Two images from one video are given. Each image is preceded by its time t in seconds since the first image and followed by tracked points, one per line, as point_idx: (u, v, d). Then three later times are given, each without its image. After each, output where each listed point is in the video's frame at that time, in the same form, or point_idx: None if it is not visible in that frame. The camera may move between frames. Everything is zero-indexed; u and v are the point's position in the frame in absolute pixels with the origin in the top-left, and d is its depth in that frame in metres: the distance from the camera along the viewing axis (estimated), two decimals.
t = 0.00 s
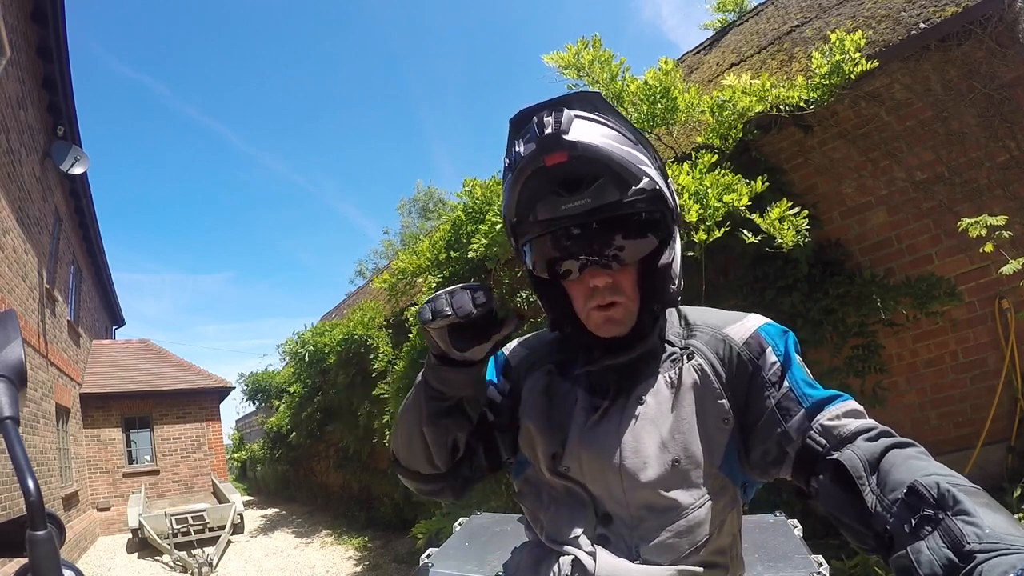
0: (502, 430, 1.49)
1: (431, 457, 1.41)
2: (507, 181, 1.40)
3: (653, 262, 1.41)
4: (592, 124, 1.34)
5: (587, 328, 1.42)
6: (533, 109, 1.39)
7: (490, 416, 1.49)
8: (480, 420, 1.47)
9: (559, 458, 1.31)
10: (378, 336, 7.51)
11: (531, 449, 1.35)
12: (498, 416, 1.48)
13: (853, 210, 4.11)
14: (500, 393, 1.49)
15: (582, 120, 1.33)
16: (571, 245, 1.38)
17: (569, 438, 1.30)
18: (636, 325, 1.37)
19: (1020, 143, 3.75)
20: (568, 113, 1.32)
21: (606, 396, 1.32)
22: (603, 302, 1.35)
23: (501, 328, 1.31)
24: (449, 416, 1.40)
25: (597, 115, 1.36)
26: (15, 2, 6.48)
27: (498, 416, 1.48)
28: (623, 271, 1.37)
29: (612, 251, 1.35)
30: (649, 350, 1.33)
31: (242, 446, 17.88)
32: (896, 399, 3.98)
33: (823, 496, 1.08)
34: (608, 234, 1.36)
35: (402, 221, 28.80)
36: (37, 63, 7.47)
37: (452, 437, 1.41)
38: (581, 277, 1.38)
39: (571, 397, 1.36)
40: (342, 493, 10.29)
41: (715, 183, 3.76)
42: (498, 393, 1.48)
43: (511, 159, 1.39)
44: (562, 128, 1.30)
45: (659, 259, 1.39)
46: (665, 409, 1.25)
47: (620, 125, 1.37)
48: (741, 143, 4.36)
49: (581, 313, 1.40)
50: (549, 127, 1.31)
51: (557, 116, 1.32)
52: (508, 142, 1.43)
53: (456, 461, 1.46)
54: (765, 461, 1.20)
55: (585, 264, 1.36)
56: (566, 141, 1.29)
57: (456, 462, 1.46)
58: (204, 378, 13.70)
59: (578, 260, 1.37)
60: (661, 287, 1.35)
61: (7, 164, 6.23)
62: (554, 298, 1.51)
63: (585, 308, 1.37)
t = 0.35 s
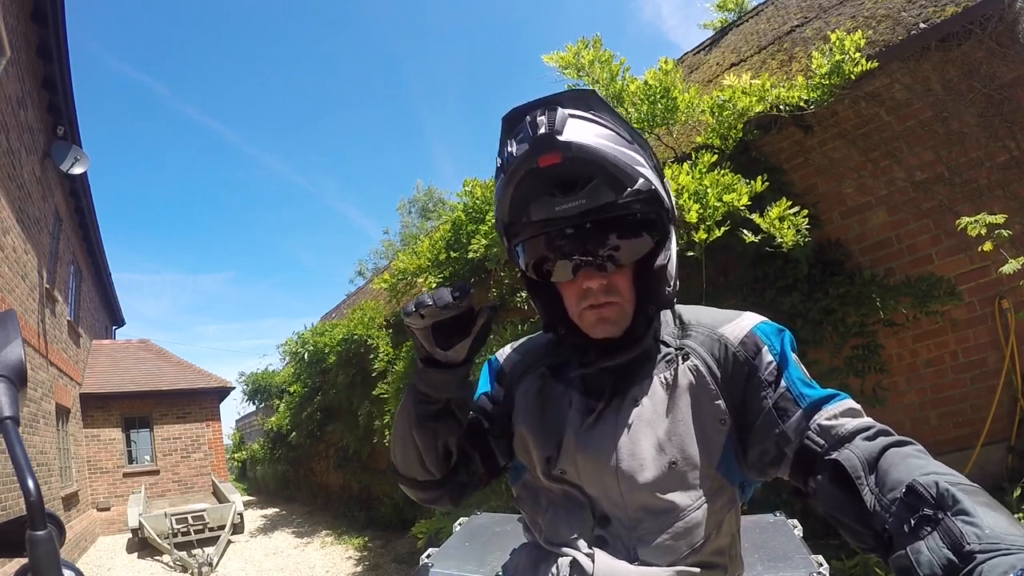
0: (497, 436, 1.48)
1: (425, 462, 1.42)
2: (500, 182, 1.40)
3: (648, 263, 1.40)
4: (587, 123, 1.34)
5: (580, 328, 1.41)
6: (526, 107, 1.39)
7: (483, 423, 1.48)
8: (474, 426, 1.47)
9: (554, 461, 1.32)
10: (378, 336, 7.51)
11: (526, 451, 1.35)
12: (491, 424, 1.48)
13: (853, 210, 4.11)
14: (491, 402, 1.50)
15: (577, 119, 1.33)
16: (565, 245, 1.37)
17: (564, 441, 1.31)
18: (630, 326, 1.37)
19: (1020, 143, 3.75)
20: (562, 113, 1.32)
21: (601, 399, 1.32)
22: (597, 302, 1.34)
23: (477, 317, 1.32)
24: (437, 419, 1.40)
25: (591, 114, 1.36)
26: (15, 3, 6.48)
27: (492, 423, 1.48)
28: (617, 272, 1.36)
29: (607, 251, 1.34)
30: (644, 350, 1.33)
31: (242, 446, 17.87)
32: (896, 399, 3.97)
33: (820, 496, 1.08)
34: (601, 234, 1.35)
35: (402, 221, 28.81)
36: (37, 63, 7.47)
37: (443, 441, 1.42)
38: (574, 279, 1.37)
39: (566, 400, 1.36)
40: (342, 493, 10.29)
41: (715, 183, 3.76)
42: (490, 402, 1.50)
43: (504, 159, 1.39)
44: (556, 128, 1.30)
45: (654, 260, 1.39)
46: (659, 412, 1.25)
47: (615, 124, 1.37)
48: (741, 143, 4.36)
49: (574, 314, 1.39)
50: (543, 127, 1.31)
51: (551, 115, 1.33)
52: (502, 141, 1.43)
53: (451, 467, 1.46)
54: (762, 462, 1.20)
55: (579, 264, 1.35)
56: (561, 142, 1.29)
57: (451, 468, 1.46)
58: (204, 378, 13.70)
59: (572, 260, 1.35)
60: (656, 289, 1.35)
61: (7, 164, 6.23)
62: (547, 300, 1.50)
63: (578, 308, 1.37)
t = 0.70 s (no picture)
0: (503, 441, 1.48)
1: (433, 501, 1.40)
2: (485, 189, 1.40)
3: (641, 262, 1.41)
4: (563, 126, 1.33)
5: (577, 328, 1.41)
6: (505, 115, 1.39)
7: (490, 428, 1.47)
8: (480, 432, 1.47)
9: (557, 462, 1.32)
10: (378, 336, 7.51)
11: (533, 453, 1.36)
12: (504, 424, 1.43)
13: (853, 210, 4.11)
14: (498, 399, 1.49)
15: (553, 122, 1.33)
16: (558, 246, 1.35)
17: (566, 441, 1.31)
18: (626, 326, 1.36)
19: (1020, 143, 3.76)
20: (538, 117, 1.32)
21: (602, 400, 1.32)
22: (590, 304, 1.35)
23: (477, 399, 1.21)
24: (445, 474, 1.37)
25: (570, 117, 1.36)
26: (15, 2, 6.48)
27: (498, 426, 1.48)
28: (611, 271, 1.36)
29: (601, 253, 1.34)
30: (644, 350, 1.33)
31: (242, 446, 17.87)
32: (896, 399, 3.97)
33: (820, 495, 1.08)
34: (595, 235, 1.35)
35: (402, 221, 28.82)
36: (37, 63, 7.47)
37: (457, 486, 1.38)
38: (566, 280, 1.38)
39: (567, 401, 1.37)
40: (342, 493, 10.29)
41: (715, 183, 3.76)
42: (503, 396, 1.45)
43: (487, 167, 1.39)
44: (532, 131, 1.30)
45: (643, 258, 1.39)
46: (662, 414, 1.25)
47: (593, 125, 1.37)
48: (741, 143, 4.36)
49: (570, 316, 1.40)
50: (520, 133, 1.31)
51: (528, 120, 1.32)
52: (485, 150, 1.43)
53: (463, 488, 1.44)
54: (763, 461, 1.20)
55: (572, 265, 1.35)
56: (537, 145, 1.28)
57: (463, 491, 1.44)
58: (204, 378, 13.69)
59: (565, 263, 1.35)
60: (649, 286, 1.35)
61: (7, 163, 6.23)
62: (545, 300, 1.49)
63: (573, 309, 1.38)
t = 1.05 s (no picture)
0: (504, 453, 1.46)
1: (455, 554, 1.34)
2: (501, 175, 1.41)
3: (649, 261, 1.41)
4: (588, 117, 1.33)
5: (580, 326, 1.42)
6: (528, 101, 1.39)
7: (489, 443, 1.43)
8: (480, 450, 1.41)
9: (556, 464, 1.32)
10: (377, 336, 7.51)
11: (530, 462, 1.36)
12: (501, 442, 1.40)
13: (853, 210, 4.11)
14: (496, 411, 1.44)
15: (578, 113, 1.33)
16: (565, 242, 1.38)
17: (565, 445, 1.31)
18: (631, 323, 1.36)
19: (1020, 143, 3.76)
20: (563, 106, 1.32)
21: (602, 401, 1.32)
22: (597, 299, 1.36)
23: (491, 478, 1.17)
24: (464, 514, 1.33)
25: (593, 108, 1.36)
26: (15, 3, 6.48)
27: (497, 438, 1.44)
28: (618, 268, 1.37)
29: (608, 249, 1.35)
30: (645, 351, 1.33)
31: (242, 446, 17.86)
32: (896, 399, 3.97)
33: (819, 495, 1.08)
34: (603, 232, 1.37)
35: (402, 221, 28.83)
36: (37, 63, 7.47)
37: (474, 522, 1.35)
38: (574, 274, 1.39)
39: (567, 404, 1.36)
40: (342, 493, 10.30)
41: (715, 183, 3.76)
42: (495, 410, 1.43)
43: (506, 151, 1.39)
44: (557, 121, 1.29)
45: (654, 256, 1.39)
46: (662, 417, 1.25)
47: (617, 119, 1.37)
48: (741, 143, 4.36)
49: (574, 311, 1.40)
50: (545, 120, 1.31)
51: (553, 109, 1.32)
52: (504, 134, 1.43)
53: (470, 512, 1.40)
54: (764, 462, 1.20)
55: (579, 261, 1.37)
56: (561, 134, 1.28)
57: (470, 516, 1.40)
58: (204, 378, 13.69)
59: (573, 259, 1.37)
60: (657, 284, 1.36)
61: (7, 163, 6.23)
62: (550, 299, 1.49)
63: (579, 304, 1.38)
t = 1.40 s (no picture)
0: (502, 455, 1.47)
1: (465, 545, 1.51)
2: (502, 173, 1.41)
3: (648, 260, 1.41)
4: (590, 116, 1.34)
5: (580, 326, 1.42)
6: (530, 100, 1.40)
7: (489, 451, 1.46)
8: (480, 458, 1.45)
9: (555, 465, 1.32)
10: (377, 336, 7.51)
11: (530, 462, 1.36)
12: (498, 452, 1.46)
13: (853, 210, 4.11)
14: (491, 420, 1.48)
15: (579, 112, 1.33)
16: (565, 242, 1.38)
17: (565, 446, 1.31)
18: (631, 325, 1.36)
19: (1020, 143, 3.76)
20: (564, 105, 1.33)
21: (601, 402, 1.32)
22: (597, 299, 1.36)
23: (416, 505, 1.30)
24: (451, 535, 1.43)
25: (595, 107, 1.37)
26: (15, 2, 6.48)
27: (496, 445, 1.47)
28: (617, 268, 1.37)
29: (607, 249, 1.35)
30: (644, 351, 1.33)
31: (243, 446, 17.87)
32: (896, 399, 3.97)
33: (818, 494, 1.08)
34: (603, 232, 1.36)
35: (402, 221, 28.84)
36: (37, 63, 7.47)
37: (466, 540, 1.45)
38: (574, 274, 1.39)
39: (565, 404, 1.36)
40: (342, 493, 10.29)
41: (715, 183, 3.76)
42: (490, 419, 1.48)
43: (507, 150, 1.39)
44: (559, 120, 1.30)
45: (654, 257, 1.39)
46: (661, 418, 1.25)
47: (618, 119, 1.37)
48: (741, 143, 4.36)
49: (575, 312, 1.40)
50: (546, 119, 1.32)
51: (554, 108, 1.33)
52: (505, 132, 1.43)
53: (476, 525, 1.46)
54: (762, 463, 1.20)
55: (579, 261, 1.37)
56: (563, 133, 1.29)
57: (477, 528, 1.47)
58: (204, 378, 13.69)
59: (573, 259, 1.37)
60: (657, 285, 1.35)
61: (7, 163, 6.23)
62: (550, 299, 1.50)
63: (579, 305, 1.38)
